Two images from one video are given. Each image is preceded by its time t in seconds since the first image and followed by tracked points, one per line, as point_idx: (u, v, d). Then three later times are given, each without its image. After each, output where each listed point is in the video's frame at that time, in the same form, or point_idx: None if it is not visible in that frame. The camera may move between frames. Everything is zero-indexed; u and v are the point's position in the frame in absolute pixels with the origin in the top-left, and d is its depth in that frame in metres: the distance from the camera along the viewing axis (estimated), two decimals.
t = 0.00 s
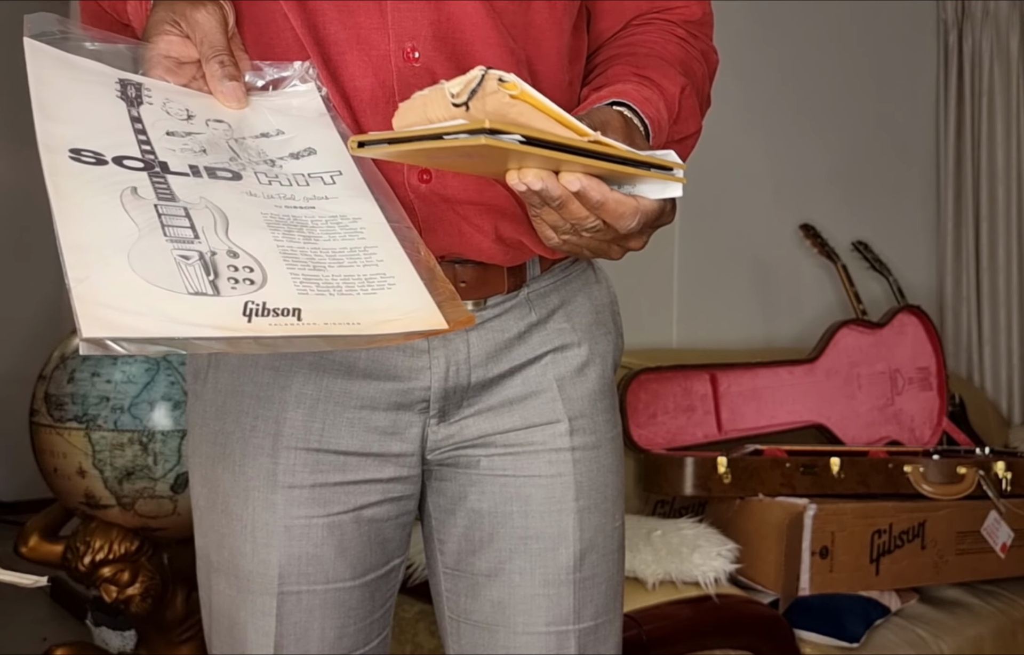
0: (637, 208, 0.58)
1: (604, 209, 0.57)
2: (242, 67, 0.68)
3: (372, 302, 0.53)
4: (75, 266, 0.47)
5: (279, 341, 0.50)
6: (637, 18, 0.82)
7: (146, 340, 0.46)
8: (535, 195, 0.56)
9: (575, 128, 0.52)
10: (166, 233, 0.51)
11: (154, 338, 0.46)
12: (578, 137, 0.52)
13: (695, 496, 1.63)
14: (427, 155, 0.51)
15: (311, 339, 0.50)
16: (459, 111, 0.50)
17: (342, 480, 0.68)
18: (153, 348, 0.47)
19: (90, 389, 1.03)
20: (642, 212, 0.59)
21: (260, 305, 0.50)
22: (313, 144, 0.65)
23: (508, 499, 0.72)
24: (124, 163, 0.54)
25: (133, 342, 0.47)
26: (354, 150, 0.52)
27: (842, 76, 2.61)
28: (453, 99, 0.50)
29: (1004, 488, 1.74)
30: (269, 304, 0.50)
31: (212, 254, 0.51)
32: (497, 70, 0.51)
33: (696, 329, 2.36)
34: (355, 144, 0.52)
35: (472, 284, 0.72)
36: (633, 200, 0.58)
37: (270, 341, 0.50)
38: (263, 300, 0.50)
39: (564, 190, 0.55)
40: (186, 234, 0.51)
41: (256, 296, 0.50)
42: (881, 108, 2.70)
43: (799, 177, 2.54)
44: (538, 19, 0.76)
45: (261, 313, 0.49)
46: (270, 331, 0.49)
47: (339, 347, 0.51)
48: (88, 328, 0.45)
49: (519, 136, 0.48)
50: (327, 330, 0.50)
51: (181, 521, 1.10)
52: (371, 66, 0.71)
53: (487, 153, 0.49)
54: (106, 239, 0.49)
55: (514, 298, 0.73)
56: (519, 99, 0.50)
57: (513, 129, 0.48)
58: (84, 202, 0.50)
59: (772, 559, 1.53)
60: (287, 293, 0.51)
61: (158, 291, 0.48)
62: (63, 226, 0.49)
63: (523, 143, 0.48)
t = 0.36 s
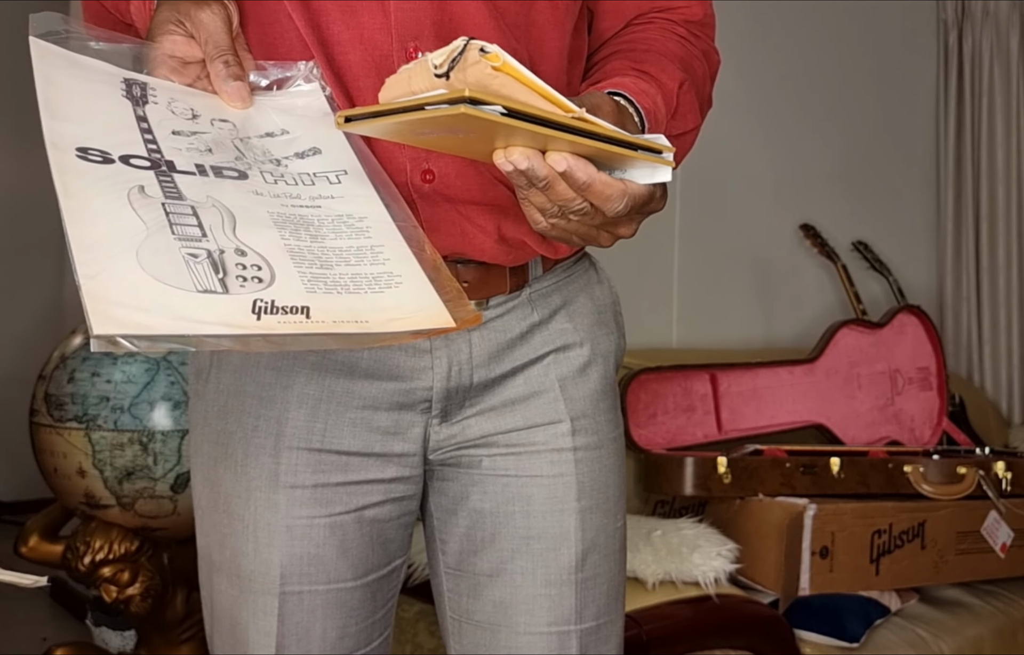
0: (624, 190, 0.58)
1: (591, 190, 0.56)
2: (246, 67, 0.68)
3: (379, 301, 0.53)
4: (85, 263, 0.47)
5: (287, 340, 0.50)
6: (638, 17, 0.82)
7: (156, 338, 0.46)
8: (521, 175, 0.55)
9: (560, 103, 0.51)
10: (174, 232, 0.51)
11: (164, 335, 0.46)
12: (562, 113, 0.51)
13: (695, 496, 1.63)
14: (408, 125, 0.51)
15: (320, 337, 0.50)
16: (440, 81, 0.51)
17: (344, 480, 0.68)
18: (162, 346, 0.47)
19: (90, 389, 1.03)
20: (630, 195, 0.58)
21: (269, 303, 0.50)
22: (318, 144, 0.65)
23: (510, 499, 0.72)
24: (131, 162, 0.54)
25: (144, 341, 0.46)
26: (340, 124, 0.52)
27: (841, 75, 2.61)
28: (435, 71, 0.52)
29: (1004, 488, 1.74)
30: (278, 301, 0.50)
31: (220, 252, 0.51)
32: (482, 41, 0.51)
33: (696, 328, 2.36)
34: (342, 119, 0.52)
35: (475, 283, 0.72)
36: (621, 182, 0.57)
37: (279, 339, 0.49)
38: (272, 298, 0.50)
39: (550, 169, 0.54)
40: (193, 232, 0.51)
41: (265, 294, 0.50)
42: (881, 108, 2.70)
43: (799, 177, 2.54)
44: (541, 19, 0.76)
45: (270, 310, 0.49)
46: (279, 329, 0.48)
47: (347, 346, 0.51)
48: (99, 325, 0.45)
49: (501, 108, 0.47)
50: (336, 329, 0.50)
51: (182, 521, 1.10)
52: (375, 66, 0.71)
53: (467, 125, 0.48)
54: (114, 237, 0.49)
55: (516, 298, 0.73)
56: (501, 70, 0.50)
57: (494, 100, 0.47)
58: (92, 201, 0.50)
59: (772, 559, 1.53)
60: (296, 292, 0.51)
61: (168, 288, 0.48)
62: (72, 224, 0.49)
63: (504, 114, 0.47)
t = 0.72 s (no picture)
0: (616, 186, 0.58)
1: (582, 187, 0.56)
2: (249, 68, 0.68)
3: (382, 303, 0.53)
4: (88, 267, 0.47)
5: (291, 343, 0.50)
6: (638, 17, 0.82)
7: (160, 342, 0.46)
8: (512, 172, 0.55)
9: (549, 96, 0.51)
10: (177, 235, 0.51)
11: (168, 339, 0.46)
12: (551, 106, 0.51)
13: (695, 496, 1.63)
14: (398, 119, 0.51)
15: (323, 340, 0.50)
16: (428, 73, 0.52)
17: (345, 481, 0.68)
18: (166, 350, 0.47)
19: (90, 389, 1.03)
20: (621, 192, 0.58)
21: (272, 306, 0.50)
22: (321, 145, 0.65)
23: (511, 499, 0.72)
24: (134, 165, 0.54)
25: (147, 345, 0.46)
26: (332, 119, 0.52)
27: (841, 75, 2.61)
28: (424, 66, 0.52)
29: (1004, 488, 1.74)
30: (281, 305, 0.50)
31: (223, 256, 0.51)
32: (470, 36, 0.51)
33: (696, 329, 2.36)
34: (333, 114, 0.52)
35: (476, 283, 0.71)
36: (612, 178, 0.57)
37: (283, 343, 0.49)
38: (275, 301, 0.50)
39: (541, 165, 0.54)
40: (196, 236, 0.51)
41: (268, 298, 0.50)
42: (881, 108, 2.69)
43: (799, 177, 2.54)
44: (543, 20, 0.76)
45: (273, 315, 0.49)
46: (282, 333, 0.48)
47: (350, 348, 0.51)
48: (103, 330, 0.45)
49: (489, 100, 0.47)
50: (339, 332, 0.50)
51: (182, 521, 1.10)
52: (376, 68, 0.71)
53: (453, 118, 0.48)
54: (117, 241, 0.49)
55: (518, 298, 0.73)
56: (490, 64, 0.51)
57: (482, 92, 0.47)
58: (95, 204, 0.50)
59: (772, 559, 1.54)
60: (299, 295, 0.51)
61: (171, 293, 0.48)
62: (75, 228, 0.49)
63: (494, 108, 0.47)
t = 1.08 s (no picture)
0: (600, 196, 0.58)
1: (567, 197, 0.56)
2: (249, 70, 0.68)
3: (385, 304, 0.53)
4: (90, 272, 0.47)
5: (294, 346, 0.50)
6: (637, 17, 0.82)
7: (163, 347, 0.46)
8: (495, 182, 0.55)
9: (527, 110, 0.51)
10: (179, 239, 0.51)
11: (171, 344, 0.46)
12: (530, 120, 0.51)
13: (695, 497, 1.63)
14: (377, 134, 0.51)
15: (325, 342, 0.50)
16: (405, 90, 0.52)
17: (345, 481, 0.68)
18: (169, 354, 0.47)
19: (90, 389, 1.03)
20: (606, 201, 0.58)
21: (274, 310, 0.50)
22: (322, 146, 0.65)
23: (511, 500, 0.72)
24: (135, 168, 0.54)
25: (151, 350, 0.46)
26: (315, 131, 0.52)
27: (842, 75, 2.61)
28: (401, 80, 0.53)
29: (1004, 488, 1.74)
30: (283, 308, 0.50)
31: (225, 259, 0.51)
32: (446, 52, 0.51)
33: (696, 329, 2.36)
34: (315, 126, 0.52)
35: (476, 284, 0.71)
36: (596, 188, 0.57)
37: (286, 346, 0.49)
38: (277, 304, 0.50)
39: (525, 176, 0.54)
40: (198, 239, 0.51)
41: (270, 300, 0.50)
42: (881, 107, 2.69)
43: (799, 177, 2.54)
44: (542, 20, 0.76)
45: (276, 317, 0.49)
46: (285, 336, 0.48)
47: (353, 351, 0.51)
48: (106, 335, 0.45)
49: (465, 117, 0.47)
50: (342, 334, 0.50)
51: (182, 521, 1.10)
52: (376, 69, 0.71)
53: (430, 133, 0.48)
54: (119, 245, 0.49)
55: (518, 298, 0.73)
56: (465, 80, 0.50)
57: (458, 109, 0.47)
58: (97, 209, 0.50)
59: (772, 559, 1.53)
60: (301, 297, 0.51)
61: (174, 297, 0.48)
62: (77, 233, 0.49)
63: (469, 124, 0.47)
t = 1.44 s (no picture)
0: (608, 195, 0.58)
1: (574, 197, 0.56)
2: (249, 70, 0.68)
3: (386, 305, 0.53)
4: (92, 274, 0.47)
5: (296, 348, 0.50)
6: (638, 16, 0.82)
7: (165, 349, 0.46)
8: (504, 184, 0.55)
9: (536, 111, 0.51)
10: (180, 241, 0.51)
11: (173, 345, 0.46)
12: (539, 121, 0.51)
13: (695, 497, 1.63)
14: (387, 136, 0.51)
15: (327, 344, 0.50)
16: (415, 92, 0.51)
17: (343, 482, 0.68)
18: (171, 356, 0.47)
19: (90, 389, 1.03)
20: (613, 200, 0.58)
21: (276, 311, 0.50)
22: (323, 147, 0.65)
23: (511, 501, 0.72)
24: (135, 170, 0.54)
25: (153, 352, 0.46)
26: (323, 133, 0.52)
27: (841, 75, 2.61)
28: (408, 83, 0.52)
29: (1004, 488, 1.74)
30: (284, 309, 0.50)
31: (227, 260, 0.51)
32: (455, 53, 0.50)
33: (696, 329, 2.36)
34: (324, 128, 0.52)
35: (475, 284, 0.71)
36: (604, 188, 0.57)
37: (287, 347, 0.49)
38: (279, 306, 0.50)
39: (533, 176, 0.54)
40: (200, 240, 0.51)
41: (272, 302, 0.50)
42: (881, 107, 2.69)
43: (799, 177, 2.54)
44: (542, 20, 0.76)
45: (277, 319, 0.49)
46: (286, 338, 0.48)
47: (355, 352, 0.51)
48: (108, 338, 0.45)
49: (475, 119, 0.47)
50: (344, 336, 0.50)
51: (182, 521, 1.10)
52: (375, 69, 0.71)
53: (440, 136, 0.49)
54: (121, 247, 0.49)
55: (517, 298, 0.73)
56: (476, 82, 0.50)
57: (469, 111, 0.47)
58: (97, 210, 0.50)
59: (772, 559, 1.53)
60: (303, 298, 0.51)
61: (175, 299, 0.48)
62: (78, 235, 0.49)
63: (480, 126, 0.47)
